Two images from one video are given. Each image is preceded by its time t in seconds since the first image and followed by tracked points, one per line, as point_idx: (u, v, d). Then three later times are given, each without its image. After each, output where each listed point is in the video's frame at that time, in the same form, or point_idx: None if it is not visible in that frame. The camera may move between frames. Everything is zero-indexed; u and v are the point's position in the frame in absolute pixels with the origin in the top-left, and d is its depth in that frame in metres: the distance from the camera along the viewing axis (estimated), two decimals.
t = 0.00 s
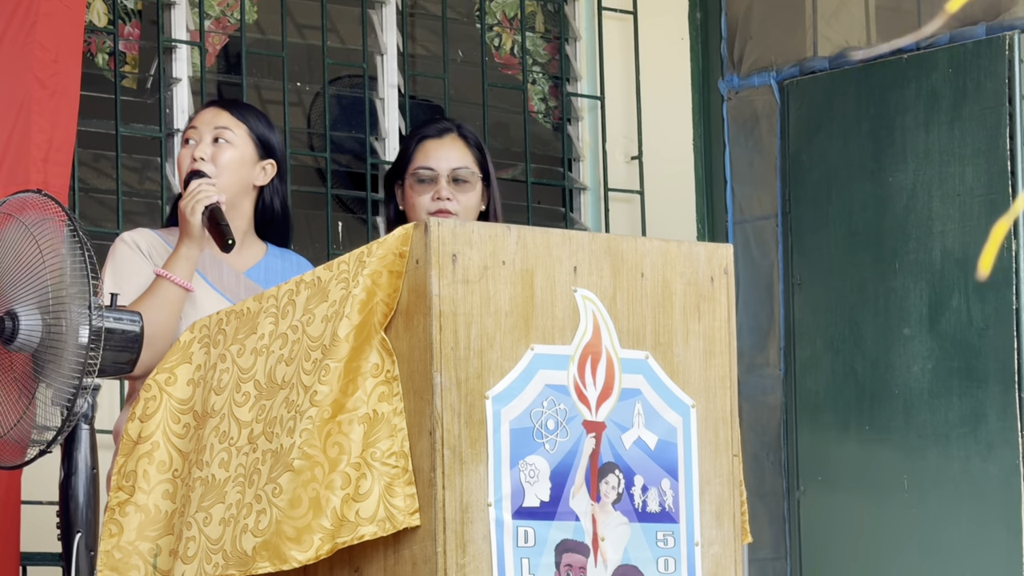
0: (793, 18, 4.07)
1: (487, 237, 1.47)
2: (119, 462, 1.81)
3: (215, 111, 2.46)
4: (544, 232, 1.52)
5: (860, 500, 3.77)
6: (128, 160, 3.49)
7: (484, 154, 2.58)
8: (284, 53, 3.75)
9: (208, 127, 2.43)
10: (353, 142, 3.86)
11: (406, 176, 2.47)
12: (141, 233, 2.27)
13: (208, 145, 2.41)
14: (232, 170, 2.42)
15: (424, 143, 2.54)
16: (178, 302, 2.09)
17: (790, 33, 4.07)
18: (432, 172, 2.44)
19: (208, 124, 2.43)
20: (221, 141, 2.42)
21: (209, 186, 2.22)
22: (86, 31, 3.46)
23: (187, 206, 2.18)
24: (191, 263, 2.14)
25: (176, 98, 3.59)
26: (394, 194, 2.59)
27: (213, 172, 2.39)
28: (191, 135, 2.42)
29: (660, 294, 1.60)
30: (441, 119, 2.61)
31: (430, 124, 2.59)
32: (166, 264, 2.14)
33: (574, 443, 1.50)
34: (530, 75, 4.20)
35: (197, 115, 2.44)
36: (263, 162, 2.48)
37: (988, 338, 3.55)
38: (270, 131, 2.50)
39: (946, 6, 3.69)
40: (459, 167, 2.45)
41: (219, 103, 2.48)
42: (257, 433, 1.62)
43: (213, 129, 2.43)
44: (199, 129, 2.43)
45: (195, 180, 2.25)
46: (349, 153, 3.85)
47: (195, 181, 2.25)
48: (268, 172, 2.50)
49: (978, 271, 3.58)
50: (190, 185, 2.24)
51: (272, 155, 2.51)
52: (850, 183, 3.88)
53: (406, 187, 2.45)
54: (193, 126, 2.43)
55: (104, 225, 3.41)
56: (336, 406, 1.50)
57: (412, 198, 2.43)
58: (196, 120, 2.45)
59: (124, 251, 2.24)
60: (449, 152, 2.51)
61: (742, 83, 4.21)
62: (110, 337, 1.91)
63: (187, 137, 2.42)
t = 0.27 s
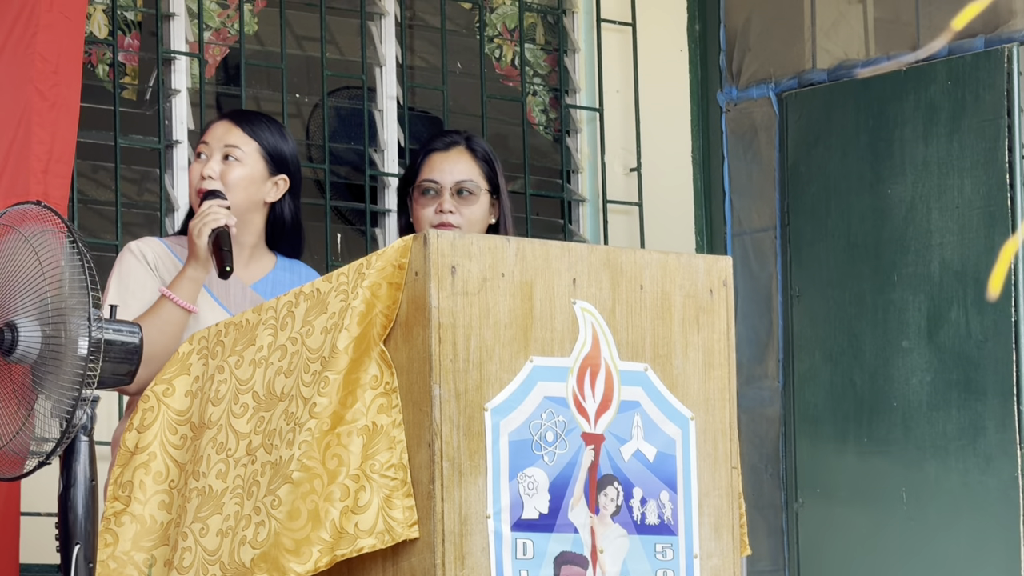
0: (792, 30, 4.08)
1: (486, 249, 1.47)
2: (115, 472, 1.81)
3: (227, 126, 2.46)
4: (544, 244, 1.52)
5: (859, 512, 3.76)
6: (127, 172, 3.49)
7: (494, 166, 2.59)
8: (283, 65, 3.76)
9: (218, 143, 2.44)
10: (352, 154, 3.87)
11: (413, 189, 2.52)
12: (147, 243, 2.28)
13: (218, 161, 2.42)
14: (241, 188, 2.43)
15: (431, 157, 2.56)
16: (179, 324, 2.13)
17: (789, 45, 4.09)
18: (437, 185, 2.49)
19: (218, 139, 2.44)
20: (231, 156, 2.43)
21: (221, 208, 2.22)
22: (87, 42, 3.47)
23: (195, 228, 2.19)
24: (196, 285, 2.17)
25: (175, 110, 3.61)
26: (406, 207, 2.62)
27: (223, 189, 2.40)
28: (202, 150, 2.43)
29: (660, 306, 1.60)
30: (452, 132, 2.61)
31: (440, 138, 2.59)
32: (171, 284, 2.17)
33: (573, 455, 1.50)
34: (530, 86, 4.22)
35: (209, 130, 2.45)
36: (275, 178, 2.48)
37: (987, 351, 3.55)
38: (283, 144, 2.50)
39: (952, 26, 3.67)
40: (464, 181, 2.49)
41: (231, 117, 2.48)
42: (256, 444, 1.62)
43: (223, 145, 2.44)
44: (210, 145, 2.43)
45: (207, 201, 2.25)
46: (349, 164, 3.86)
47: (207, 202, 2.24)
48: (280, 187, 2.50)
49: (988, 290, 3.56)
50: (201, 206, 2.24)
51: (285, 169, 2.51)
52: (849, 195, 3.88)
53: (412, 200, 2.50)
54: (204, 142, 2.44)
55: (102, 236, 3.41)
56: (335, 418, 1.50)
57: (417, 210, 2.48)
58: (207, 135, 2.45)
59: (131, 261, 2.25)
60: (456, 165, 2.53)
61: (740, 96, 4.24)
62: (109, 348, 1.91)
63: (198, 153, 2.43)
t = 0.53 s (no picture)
0: (792, 41, 4.10)
1: (486, 260, 1.48)
2: (114, 482, 1.81)
3: (248, 141, 2.47)
4: (544, 254, 1.52)
5: (859, 522, 3.76)
6: (127, 182, 3.50)
7: (496, 176, 2.59)
8: (283, 74, 3.76)
9: (239, 158, 2.44)
10: (352, 163, 3.88)
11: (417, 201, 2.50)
12: (158, 253, 2.27)
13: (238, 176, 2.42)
14: (261, 205, 2.43)
15: (434, 168, 2.58)
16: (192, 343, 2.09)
17: (789, 55, 4.10)
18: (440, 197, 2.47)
19: (239, 154, 2.45)
20: (250, 172, 2.43)
21: (246, 232, 2.24)
22: (91, 52, 3.48)
23: (219, 251, 2.20)
24: (212, 307, 2.17)
25: (176, 120, 3.60)
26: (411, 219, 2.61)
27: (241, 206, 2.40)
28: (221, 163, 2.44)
29: (660, 316, 1.60)
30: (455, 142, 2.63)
31: (443, 149, 2.61)
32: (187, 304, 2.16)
33: (573, 465, 1.50)
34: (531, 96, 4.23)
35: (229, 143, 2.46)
36: (292, 196, 2.49)
37: (987, 361, 3.55)
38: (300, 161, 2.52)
39: (958, 36, 3.67)
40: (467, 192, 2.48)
41: (251, 130, 2.49)
42: (256, 455, 1.62)
43: (243, 160, 2.44)
44: (229, 159, 2.44)
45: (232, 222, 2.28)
46: (348, 174, 3.86)
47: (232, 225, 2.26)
48: (296, 205, 2.50)
49: (988, 298, 3.56)
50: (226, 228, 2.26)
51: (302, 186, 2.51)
52: (848, 206, 3.88)
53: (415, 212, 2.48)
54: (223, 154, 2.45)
55: (102, 246, 3.41)
56: (335, 428, 1.50)
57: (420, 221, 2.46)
58: (227, 149, 2.46)
59: (142, 270, 2.23)
60: (459, 177, 2.54)
61: (740, 106, 4.24)
62: (109, 358, 1.90)
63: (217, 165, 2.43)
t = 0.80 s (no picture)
0: (794, 49, 4.09)
1: (488, 267, 1.48)
2: (119, 491, 1.81)
3: (255, 147, 2.46)
4: (546, 262, 1.52)
5: (861, 531, 3.75)
6: (129, 190, 3.50)
7: (479, 174, 2.70)
8: (285, 83, 3.77)
9: (247, 164, 2.44)
10: (353, 172, 3.88)
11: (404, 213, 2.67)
12: (163, 260, 2.26)
13: (247, 183, 2.42)
14: (271, 211, 2.43)
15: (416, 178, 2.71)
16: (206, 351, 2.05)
17: (791, 64, 4.10)
18: (422, 205, 2.63)
19: (246, 160, 2.44)
20: (260, 178, 2.43)
21: (259, 240, 2.21)
22: (95, 60, 3.47)
23: (233, 258, 2.16)
24: (225, 314, 2.13)
25: (177, 128, 3.61)
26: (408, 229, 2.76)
27: (252, 212, 2.40)
28: (229, 170, 2.42)
29: (662, 325, 1.60)
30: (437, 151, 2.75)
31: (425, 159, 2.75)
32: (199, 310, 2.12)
33: (575, 474, 1.50)
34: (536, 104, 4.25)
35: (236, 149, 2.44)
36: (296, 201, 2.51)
37: (989, 370, 3.54)
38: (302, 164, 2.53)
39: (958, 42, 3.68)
40: (445, 195, 2.63)
41: (257, 136, 2.48)
42: (259, 463, 1.62)
43: (252, 166, 2.44)
44: (238, 166, 2.43)
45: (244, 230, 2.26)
46: (350, 183, 3.87)
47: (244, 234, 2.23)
48: (300, 210, 2.53)
49: (994, 306, 3.54)
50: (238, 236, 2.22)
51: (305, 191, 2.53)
52: (849, 215, 3.88)
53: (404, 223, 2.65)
54: (230, 161, 2.44)
55: (104, 254, 3.41)
56: (336, 436, 1.50)
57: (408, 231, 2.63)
58: (234, 155, 2.45)
59: (148, 276, 2.21)
60: (439, 181, 2.67)
61: (742, 115, 4.23)
62: (111, 366, 1.91)
63: (225, 172, 2.42)
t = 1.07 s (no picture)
0: (797, 58, 4.10)
1: (492, 276, 1.48)
2: (126, 501, 1.81)
3: (239, 149, 2.45)
4: (549, 270, 1.52)
5: (865, 540, 3.75)
6: (132, 198, 3.50)
7: (469, 178, 2.72)
8: (288, 91, 3.78)
9: (234, 166, 2.42)
10: (357, 180, 3.87)
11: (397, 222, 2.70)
12: (156, 269, 2.25)
13: (239, 185, 2.41)
14: (264, 210, 2.44)
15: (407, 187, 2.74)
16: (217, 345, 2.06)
17: (794, 73, 4.10)
18: (412, 212, 2.66)
19: (232, 161, 2.43)
20: (250, 179, 2.43)
21: (258, 232, 2.20)
22: (100, 68, 3.50)
23: (235, 250, 2.15)
24: (233, 307, 2.12)
25: (181, 135, 3.60)
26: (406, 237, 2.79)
27: (249, 213, 2.40)
28: (217, 174, 2.41)
29: (665, 333, 1.60)
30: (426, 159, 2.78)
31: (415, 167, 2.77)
32: (206, 306, 2.11)
33: (578, 482, 1.50)
34: (541, 112, 4.26)
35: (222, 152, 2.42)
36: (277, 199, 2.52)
37: (992, 379, 3.53)
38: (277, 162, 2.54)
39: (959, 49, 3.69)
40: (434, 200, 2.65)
41: (237, 139, 2.47)
42: (262, 471, 1.62)
43: (240, 168, 2.43)
44: (226, 169, 2.41)
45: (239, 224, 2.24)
46: (354, 191, 3.87)
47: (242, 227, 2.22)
48: (280, 208, 2.55)
49: (994, 314, 3.55)
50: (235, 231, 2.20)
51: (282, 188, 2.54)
52: (853, 223, 3.88)
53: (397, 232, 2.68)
54: (217, 165, 2.42)
55: (108, 262, 3.42)
56: (339, 444, 1.50)
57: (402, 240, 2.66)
58: (219, 159, 2.42)
59: (145, 284, 2.20)
60: (427, 189, 2.69)
61: (745, 123, 4.25)
62: (114, 374, 1.91)
63: (213, 177, 2.40)
